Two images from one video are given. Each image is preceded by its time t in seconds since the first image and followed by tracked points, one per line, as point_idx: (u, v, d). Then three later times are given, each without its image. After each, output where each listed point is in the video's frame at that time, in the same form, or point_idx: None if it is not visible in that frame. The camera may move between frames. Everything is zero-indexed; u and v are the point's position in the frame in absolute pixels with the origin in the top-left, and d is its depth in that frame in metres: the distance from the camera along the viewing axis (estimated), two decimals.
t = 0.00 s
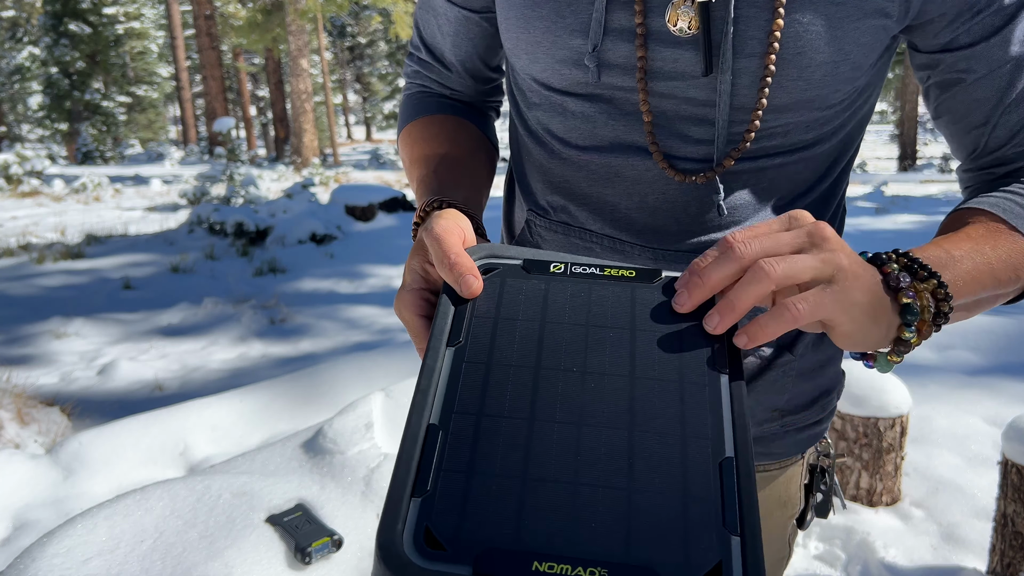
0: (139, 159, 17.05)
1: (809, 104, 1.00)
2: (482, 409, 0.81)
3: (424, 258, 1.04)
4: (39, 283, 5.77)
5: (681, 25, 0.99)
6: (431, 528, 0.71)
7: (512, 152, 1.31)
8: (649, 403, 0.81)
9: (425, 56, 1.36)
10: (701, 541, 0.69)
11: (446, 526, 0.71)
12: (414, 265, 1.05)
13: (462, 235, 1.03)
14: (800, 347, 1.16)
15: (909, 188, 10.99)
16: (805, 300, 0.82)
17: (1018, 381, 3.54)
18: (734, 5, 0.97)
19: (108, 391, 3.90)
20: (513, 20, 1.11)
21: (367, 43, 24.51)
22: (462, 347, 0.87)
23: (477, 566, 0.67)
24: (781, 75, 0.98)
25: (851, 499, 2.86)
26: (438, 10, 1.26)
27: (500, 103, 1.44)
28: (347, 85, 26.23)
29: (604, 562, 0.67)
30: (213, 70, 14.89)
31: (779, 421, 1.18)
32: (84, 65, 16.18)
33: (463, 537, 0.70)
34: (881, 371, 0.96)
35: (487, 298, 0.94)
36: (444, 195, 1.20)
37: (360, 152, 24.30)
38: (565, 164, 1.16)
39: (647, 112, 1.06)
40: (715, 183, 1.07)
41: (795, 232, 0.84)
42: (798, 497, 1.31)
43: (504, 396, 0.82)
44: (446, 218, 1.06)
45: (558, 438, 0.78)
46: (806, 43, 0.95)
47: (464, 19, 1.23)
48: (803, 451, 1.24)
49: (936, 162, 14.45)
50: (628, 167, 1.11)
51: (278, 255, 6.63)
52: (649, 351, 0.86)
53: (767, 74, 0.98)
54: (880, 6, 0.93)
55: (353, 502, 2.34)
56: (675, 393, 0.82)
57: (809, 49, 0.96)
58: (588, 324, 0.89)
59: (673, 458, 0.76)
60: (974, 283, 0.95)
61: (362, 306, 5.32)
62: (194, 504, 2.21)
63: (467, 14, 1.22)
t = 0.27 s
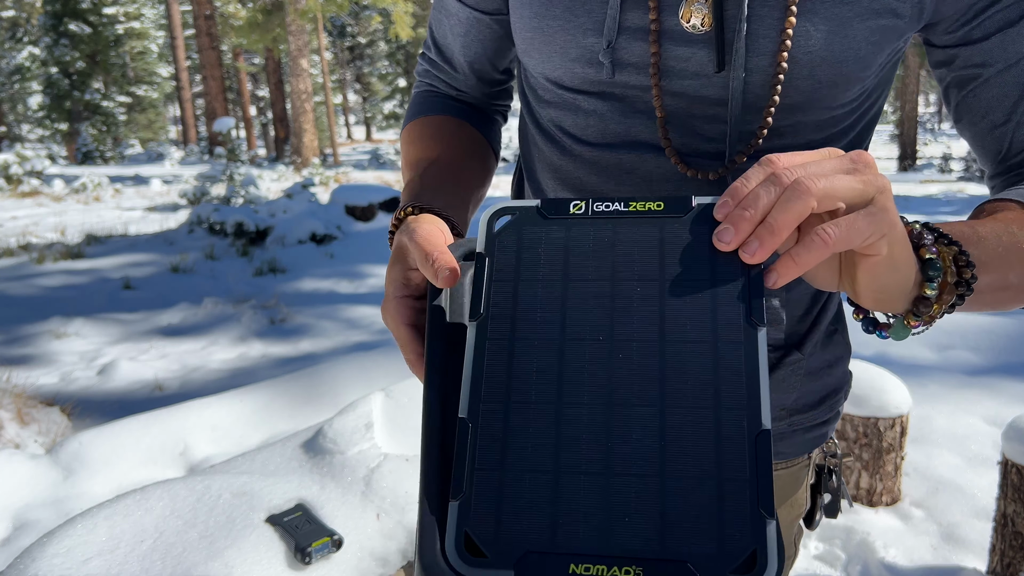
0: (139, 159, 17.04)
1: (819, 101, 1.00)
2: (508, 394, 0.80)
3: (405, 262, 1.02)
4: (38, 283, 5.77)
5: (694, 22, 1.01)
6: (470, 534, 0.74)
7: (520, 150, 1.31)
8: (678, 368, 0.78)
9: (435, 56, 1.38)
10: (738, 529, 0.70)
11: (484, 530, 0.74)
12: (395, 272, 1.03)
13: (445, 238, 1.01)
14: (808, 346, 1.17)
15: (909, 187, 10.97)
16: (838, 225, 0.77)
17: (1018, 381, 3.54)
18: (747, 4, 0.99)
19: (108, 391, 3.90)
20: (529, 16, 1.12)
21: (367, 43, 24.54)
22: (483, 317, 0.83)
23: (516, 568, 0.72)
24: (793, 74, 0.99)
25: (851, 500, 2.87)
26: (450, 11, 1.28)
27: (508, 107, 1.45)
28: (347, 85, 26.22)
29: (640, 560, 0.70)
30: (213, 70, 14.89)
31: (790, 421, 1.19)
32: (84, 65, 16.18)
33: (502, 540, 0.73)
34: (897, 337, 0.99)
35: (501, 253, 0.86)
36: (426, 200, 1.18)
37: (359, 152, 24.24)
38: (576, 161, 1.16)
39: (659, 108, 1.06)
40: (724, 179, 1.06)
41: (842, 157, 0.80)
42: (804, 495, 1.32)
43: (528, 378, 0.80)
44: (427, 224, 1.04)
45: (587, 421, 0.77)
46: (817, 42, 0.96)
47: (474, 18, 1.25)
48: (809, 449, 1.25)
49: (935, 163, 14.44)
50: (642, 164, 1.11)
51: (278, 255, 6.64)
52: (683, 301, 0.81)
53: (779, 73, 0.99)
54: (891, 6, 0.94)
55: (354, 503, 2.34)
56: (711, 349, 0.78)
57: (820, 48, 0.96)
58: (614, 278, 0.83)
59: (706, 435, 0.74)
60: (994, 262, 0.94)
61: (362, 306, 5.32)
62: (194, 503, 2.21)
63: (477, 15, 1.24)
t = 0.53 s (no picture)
0: (138, 159, 17.01)
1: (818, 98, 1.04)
2: (531, 389, 0.89)
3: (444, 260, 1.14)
4: (38, 283, 5.77)
5: (698, 19, 1.02)
6: (509, 527, 0.83)
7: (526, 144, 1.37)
8: (694, 346, 0.85)
9: (451, 49, 1.44)
10: (769, 501, 0.77)
11: (521, 526, 0.83)
12: (435, 270, 1.16)
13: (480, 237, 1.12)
14: (807, 346, 1.18)
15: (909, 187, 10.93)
16: (845, 195, 0.80)
17: (1018, 381, 3.54)
18: (752, 4, 1.00)
19: (108, 391, 3.90)
20: (536, 15, 1.15)
21: (367, 43, 24.51)
22: (496, 312, 0.93)
23: (558, 558, 0.80)
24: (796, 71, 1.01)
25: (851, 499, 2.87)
26: (463, 8, 1.33)
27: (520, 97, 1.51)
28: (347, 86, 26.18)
29: (675, 538, 0.78)
30: (213, 70, 14.87)
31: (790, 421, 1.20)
32: (83, 65, 16.15)
33: (539, 532, 0.82)
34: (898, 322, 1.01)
35: (504, 251, 0.96)
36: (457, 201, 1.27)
37: (359, 152, 24.18)
38: (577, 154, 1.22)
39: (663, 104, 1.08)
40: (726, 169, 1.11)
41: (851, 128, 0.82)
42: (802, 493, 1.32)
43: (551, 371, 0.89)
44: (462, 224, 1.16)
45: (611, 408, 0.85)
46: (819, 43, 0.98)
47: (483, 17, 1.29)
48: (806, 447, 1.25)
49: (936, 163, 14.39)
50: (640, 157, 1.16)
51: (279, 256, 6.64)
52: (693, 278, 0.87)
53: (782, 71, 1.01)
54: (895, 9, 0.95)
55: (355, 502, 2.34)
56: (728, 320, 0.85)
57: (822, 48, 0.98)
58: (623, 255, 0.90)
59: (730, 409, 0.81)
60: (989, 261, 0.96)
61: (362, 306, 5.32)
62: (194, 504, 2.21)
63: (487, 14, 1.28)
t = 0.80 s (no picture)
0: (138, 159, 16.99)
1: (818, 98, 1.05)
2: (524, 383, 0.90)
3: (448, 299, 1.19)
4: (38, 283, 5.76)
5: (698, 16, 1.04)
6: (496, 524, 0.84)
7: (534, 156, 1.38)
8: (691, 337, 0.84)
9: (461, 69, 1.47)
10: (756, 497, 0.74)
11: (507, 522, 0.83)
12: (441, 306, 1.20)
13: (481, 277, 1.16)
14: (809, 343, 1.18)
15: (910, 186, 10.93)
16: (823, 222, 0.81)
17: (1018, 381, 3.54)
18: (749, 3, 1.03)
19: (108, 391, 3.90)
20: (537, 19, 1.20)
21: (367, 43, 24.52)
22: (494, 307, 0.95)
23: (541, 554, 0.80)
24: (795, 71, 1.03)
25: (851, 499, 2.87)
26: (473, 25, 1.37)
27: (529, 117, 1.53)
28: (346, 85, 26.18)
29: (660, 536, 0.77)
30: (213, 70, 14.88)
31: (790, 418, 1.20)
32: (83, 65, 16.15)
33: (525, 529, 0.82)
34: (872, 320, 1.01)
35: (506, 244, 0.99)
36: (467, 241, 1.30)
37: (359, 152, 24.17)
38: (582, 156, 1.23)
39: (664, 102, 1.10)
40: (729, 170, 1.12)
41: (864, 144, 0.80)
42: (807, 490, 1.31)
43: (544, 366, 0.90)
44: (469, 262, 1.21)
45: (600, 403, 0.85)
46: (817, 41, 1.00)
47: (494, 31, 1.33)
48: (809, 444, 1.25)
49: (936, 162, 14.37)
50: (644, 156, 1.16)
51: (278, 255, 6.63)
52: (687, 270, 0.87)
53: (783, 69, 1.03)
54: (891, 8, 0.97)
55: (355, 502, 2.34)
56: (723, 310, 0.83)
57: (821, 46, 1.00)
58: (620, 250, 0.91)
59: (722, 400, 0.79)
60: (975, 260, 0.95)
61: (362, 306, 5.32)
62: (194, 504, 2.21)
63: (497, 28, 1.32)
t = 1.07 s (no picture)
0: (138, 159, 17.00)
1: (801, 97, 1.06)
2: (558, 332, 0.91)
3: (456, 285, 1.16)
4: (38, 283, 5.76)
5: (682, 16, 1.04)
6: (531, 456, 0.82)
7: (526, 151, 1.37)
8: (711, 282, 0.84)
9: (453, 75, 1.46)
10: (778, 414, 0.72)
11: (542, 453, 0.82)
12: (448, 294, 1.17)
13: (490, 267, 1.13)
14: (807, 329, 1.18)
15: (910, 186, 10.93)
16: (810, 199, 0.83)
17: (1017, 381, 3.54)
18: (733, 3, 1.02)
19: (108, 391, 3.90)
20: (524, 21, 1.18)
21: (367, 43, 24.52)
22: (530, 271, 0.97)
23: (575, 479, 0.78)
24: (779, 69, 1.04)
25: (851, 500, 2.87)
26: (462, 33, 1.36)
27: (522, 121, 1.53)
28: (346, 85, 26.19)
29: (686, 456, 0.74)
30: (213, 70, 14.89)
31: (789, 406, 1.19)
32: (83, 65, 16.14)
33: (559, 459, 0.81)
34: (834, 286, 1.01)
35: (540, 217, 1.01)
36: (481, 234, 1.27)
37: (358, 151, 24.16)
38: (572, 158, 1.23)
39: (652, 102, 1.11)
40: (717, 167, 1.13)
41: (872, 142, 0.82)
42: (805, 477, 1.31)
43: (576, 316, 0.91)
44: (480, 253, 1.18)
45: (630, 345, 0.85)
46: (799, 41, 1.01)
47: (483, 38, 1.33)
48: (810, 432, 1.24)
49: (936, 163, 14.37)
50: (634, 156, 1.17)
51: (278, 255, 6.63)
52: (709, 227, 0.87)
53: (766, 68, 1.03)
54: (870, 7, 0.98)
55: (355, 503, 2.34)
56: (741, 253, 0.83)
57: (803, 47, 1.01)
58: (645, 212, 0.92)
59: (744, 335, 0.79)
60: (933, 239, 0.97)
61: (362, 306, 5.31)
62: (194, 504, 2.20)
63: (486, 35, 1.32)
